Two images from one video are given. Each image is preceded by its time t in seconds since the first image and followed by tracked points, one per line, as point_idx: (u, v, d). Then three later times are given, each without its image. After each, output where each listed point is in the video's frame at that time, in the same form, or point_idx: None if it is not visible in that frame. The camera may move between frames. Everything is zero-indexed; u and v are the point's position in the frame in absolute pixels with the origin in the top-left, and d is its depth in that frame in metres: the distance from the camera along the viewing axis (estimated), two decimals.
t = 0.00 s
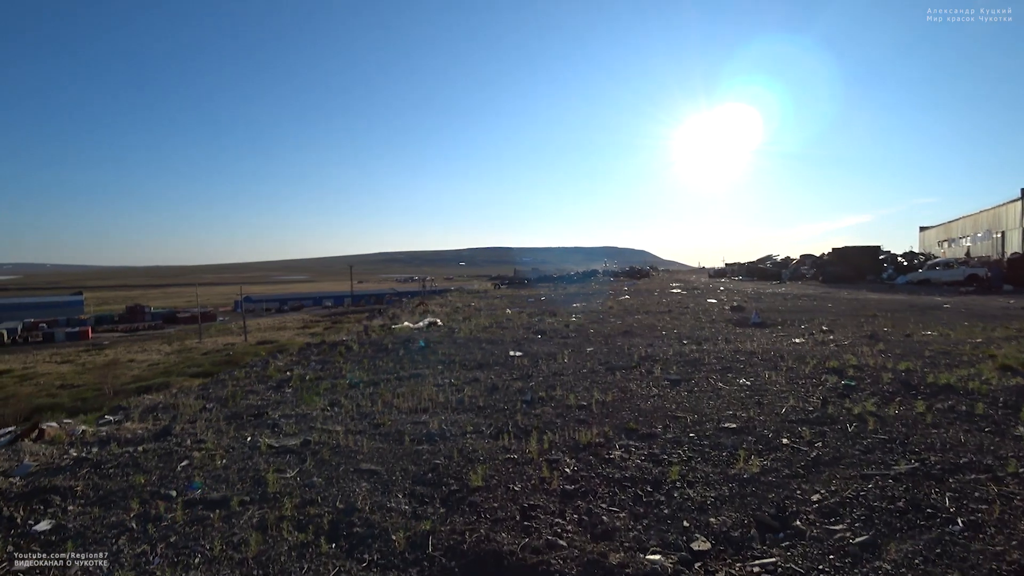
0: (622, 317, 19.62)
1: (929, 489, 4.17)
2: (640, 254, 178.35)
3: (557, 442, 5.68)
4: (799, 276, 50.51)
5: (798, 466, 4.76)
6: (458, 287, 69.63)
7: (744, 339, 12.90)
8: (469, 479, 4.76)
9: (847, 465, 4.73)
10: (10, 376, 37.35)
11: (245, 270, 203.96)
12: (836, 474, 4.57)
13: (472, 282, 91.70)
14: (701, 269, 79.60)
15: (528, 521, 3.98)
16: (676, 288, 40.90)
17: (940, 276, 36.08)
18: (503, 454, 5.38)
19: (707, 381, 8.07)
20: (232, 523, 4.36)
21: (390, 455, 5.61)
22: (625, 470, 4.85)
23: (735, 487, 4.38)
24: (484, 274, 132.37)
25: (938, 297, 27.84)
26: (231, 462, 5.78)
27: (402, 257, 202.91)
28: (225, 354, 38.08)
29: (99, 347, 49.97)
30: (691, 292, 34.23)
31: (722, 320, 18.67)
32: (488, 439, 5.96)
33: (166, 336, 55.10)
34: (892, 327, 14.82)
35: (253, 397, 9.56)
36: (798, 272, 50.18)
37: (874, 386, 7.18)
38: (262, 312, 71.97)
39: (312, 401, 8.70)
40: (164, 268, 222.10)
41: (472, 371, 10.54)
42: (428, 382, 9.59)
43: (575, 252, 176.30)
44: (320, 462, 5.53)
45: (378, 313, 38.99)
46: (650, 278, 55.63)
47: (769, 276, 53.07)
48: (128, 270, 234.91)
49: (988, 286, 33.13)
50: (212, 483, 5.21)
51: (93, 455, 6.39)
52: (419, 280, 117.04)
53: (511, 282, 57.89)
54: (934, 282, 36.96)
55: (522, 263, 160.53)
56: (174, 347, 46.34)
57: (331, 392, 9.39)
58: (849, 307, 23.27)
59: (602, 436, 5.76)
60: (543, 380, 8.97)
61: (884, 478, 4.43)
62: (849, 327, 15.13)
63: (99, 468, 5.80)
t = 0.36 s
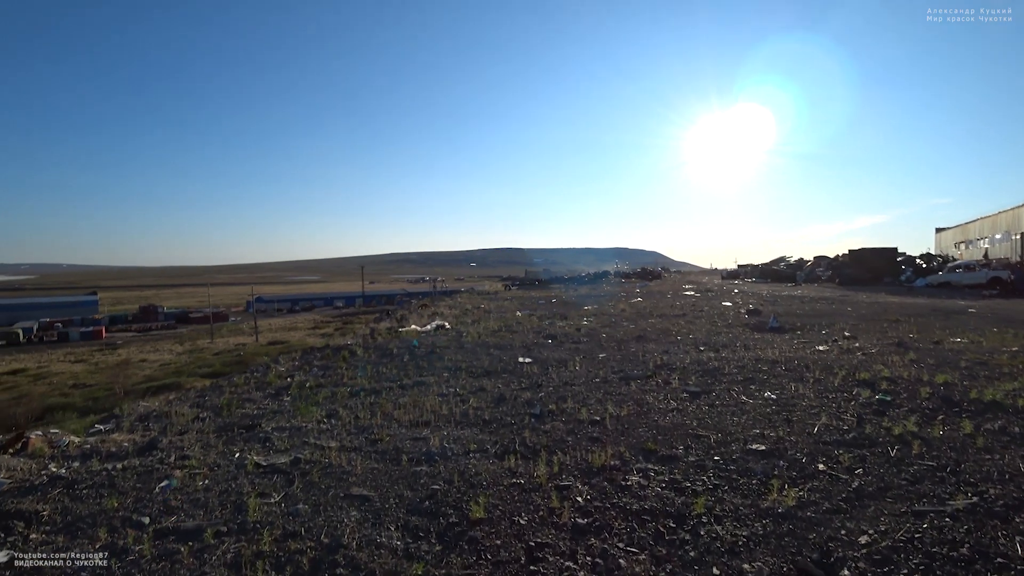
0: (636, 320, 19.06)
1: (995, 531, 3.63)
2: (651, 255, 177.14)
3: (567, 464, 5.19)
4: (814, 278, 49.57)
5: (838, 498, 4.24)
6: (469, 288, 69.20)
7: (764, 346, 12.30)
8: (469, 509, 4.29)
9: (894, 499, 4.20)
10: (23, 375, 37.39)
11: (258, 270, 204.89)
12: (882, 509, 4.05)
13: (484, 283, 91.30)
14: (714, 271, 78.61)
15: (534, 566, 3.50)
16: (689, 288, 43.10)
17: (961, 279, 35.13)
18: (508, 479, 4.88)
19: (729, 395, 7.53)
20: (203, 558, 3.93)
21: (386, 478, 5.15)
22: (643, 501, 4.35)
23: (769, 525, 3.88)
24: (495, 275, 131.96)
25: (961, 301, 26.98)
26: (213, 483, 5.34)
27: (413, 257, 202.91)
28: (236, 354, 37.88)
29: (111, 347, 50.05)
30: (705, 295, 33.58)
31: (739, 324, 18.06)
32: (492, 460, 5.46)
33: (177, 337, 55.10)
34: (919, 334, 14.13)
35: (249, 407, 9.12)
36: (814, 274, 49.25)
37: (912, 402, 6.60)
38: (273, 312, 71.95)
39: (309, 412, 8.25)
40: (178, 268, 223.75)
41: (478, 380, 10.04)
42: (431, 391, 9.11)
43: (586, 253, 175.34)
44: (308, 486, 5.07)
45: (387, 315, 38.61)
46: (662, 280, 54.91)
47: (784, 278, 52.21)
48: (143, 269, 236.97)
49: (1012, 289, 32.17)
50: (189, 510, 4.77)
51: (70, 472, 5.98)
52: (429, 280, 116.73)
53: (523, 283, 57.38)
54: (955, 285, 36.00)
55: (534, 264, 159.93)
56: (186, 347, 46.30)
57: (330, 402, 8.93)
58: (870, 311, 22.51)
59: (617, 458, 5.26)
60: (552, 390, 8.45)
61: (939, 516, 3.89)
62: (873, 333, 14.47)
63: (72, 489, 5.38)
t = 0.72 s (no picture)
0: (649, 322, 18.48)
1: None
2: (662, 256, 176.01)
3: (577, 482, 4.65)
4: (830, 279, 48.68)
5: (889, 528, 3.69)
6: (480, 289, 68.82)
7: (784, 350, 11.70)
8: (465, 536, 3.79)
9: (955, 528, 3.65)
10: (35, 375, 37.45)
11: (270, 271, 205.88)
12: (943, 541, 3.49)
13: (495, 284, 90.91)
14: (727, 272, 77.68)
15: None
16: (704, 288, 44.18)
17: (982, 279, 34.21)
18: (512, 500, 4.37)
19: (752, 404, 6.96)
20: None
21: (375, 496, 4.65)
22: (663, 528, 3.81)
23: (812, 561, 3.34)
24: (506, 277, 131.60)
25: (985, 301, 26.14)
26: (188, 500, 4.88)
27: (423, 259, 202.98)
28: (246, 355, 37.69)
29: (123, 348, 50.14)
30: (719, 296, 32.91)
31: (755, 326, 17.41)
32: (493, 476, 4.95)
33: (188, 338, 55.15)
34: (946, 336, 13.47)
35: (241, 414, 8.66)
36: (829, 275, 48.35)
37: (956, 413, 6.01)
38: (284, 313, 71.93)
39: (301, 419, 7.77)
40: (191, 270, 225.36)
41: (482, 384, 9.52)
42: (433, 397, 8.60)
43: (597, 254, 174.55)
44: (289, 505, 4.59)
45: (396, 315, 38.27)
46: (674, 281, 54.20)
47: (798, 279, 51.26)
48: (157, 271, 239.02)
49: None
50: (155, 533, 4.32)
51: (37, 485, 5.55)
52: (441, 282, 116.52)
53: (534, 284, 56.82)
54: (976, 285, 35.06)
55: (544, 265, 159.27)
56: (197, 348, 46.25)
57: (325, 408, 8.45)
58: (891, 312, 21.78)
59: (632, 476, 4.72)
60: (562, 396, 7.92)
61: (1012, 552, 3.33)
62: (898, 335, 13.82)
63: (34, 506, 4.96)
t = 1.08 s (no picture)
0: (668, 325, 17.80)
1: None
2: (679, 258, 174.32)
3: (593, 514, 4.08)
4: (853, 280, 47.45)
5: None
6: (496, 291, 68.37)
7: (814, 356, 10.99)
8: None
9: None
10: (56, 375, 37.66)
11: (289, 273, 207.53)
12: None
13: (511, 285, 90.39)
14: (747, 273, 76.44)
15: None
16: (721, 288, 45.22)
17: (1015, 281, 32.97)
18: (518, 535, 3.81)
19: (787, 420, 6.33)
20: None
21: (364, 527, 4.11)
22: None
23: None
24: (522, 278, 131.05)
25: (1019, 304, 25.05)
26: (157, 527, 4.41)
27: (440, 260, 203.06)
28: (262, 356, 37.49)
29: (142, 348, 50.37)
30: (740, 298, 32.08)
31: (780, 330, 16.64)
32: (500, 504, 4.38)
33: (206, 338, 55.29)
34: (988, 342, 12.63)
35: (236, 423, 8.18)
36: (853, 276, 47.16)
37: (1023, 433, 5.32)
38: (301, 314, 72.04)
39: (298, 432, 7.27)
40: (212, 271, 227.87)
41: (492, 393, 8.94)
42: (439, 407, 8.05)
43: (613, 255, 173.24)
44: (265, 536, 4.08)
45: (412, 317, 37.91)
46: (692, 282, 53.27)
47: (820, 280, 50.09)
48: (178, 273, 242.03)
49: None
50: (113, 568, 3.84)
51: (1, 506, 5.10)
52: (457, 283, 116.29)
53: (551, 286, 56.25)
54: (1008, 287, 33.79)
55: (560, 266, 158.42)
56: (215, 349, 46.33)
57: (324, 418, 7.94)
58: (922, 315, 20.85)
59: (656, 507, 4.14)
60: (576, 408, 7.33)
61: None
62: (935, 340, 13.01)
63: None
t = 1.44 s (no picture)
0: (691, 327, 17.20)
1: None
2: (699, 258, 172.44)
3: (617, 550, 3.59)
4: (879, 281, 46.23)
5: None
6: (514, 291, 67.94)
7: (848, 362, 10.35)
8: None
9: None
10: (78, 372, 37.96)
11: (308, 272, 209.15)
12: None
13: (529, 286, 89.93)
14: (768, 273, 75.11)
15: None
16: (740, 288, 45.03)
17: None
18: None
19: (829, 436, 5.76)
20: None
21: (358, 560, 3.66)
22: None
23: None
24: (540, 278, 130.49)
25: None
26: (132, 554, 4.00)
27: (457, 260, 203.15)
28: (280, 355, 37.39)
29: (163, 346, 50.71)
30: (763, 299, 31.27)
31: (808, 333, 15.94)
32: (510, 535, 3.91)
33: (225, 337, 55.53)
34: None
35: (236, 431, 7.78)
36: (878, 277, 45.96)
37: None
38: (319, 313, 72.24)
39: (298, 442, 6.85)
40: (233, 271, 230.49)
41: (506, 401, 8.45)
42: (450, 416, 7.56)
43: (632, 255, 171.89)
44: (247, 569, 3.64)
45: (428, 317, 37.59)
46: (713, 282, 52.38)
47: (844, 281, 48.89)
48: (201, 272, 245.18)
49: None
50: None
51: None
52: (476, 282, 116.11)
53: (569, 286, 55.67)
54: None
55: (578, 266, 157.43)
56: (234, 347, 46.48)
57: (327, 427, 7.51)
58: (956, 318, 19.97)
59: (689, 543, 3.63)
60: (596, 418, 6.81)
61: None
62: (976, 346, 12.25)
63: None
